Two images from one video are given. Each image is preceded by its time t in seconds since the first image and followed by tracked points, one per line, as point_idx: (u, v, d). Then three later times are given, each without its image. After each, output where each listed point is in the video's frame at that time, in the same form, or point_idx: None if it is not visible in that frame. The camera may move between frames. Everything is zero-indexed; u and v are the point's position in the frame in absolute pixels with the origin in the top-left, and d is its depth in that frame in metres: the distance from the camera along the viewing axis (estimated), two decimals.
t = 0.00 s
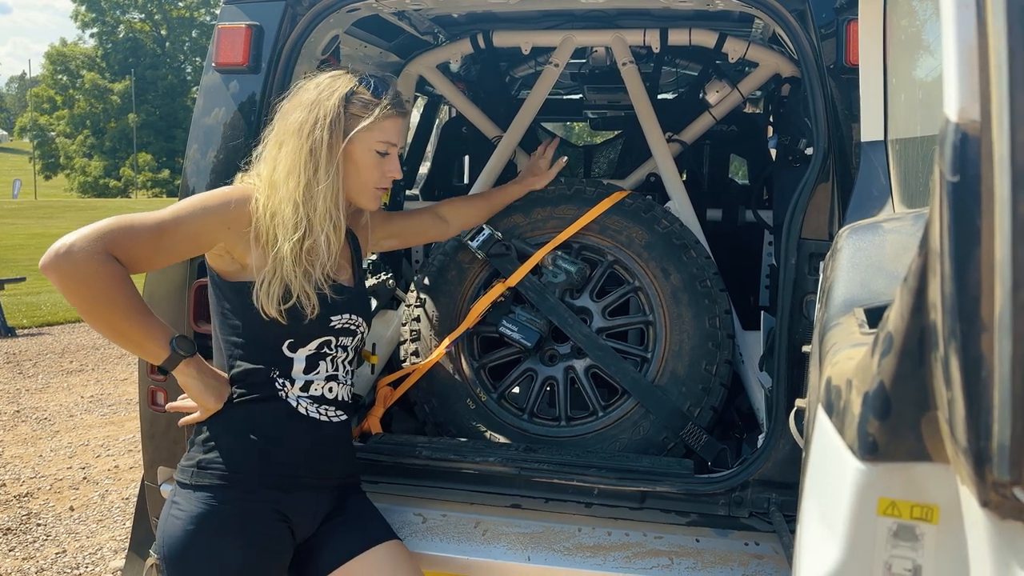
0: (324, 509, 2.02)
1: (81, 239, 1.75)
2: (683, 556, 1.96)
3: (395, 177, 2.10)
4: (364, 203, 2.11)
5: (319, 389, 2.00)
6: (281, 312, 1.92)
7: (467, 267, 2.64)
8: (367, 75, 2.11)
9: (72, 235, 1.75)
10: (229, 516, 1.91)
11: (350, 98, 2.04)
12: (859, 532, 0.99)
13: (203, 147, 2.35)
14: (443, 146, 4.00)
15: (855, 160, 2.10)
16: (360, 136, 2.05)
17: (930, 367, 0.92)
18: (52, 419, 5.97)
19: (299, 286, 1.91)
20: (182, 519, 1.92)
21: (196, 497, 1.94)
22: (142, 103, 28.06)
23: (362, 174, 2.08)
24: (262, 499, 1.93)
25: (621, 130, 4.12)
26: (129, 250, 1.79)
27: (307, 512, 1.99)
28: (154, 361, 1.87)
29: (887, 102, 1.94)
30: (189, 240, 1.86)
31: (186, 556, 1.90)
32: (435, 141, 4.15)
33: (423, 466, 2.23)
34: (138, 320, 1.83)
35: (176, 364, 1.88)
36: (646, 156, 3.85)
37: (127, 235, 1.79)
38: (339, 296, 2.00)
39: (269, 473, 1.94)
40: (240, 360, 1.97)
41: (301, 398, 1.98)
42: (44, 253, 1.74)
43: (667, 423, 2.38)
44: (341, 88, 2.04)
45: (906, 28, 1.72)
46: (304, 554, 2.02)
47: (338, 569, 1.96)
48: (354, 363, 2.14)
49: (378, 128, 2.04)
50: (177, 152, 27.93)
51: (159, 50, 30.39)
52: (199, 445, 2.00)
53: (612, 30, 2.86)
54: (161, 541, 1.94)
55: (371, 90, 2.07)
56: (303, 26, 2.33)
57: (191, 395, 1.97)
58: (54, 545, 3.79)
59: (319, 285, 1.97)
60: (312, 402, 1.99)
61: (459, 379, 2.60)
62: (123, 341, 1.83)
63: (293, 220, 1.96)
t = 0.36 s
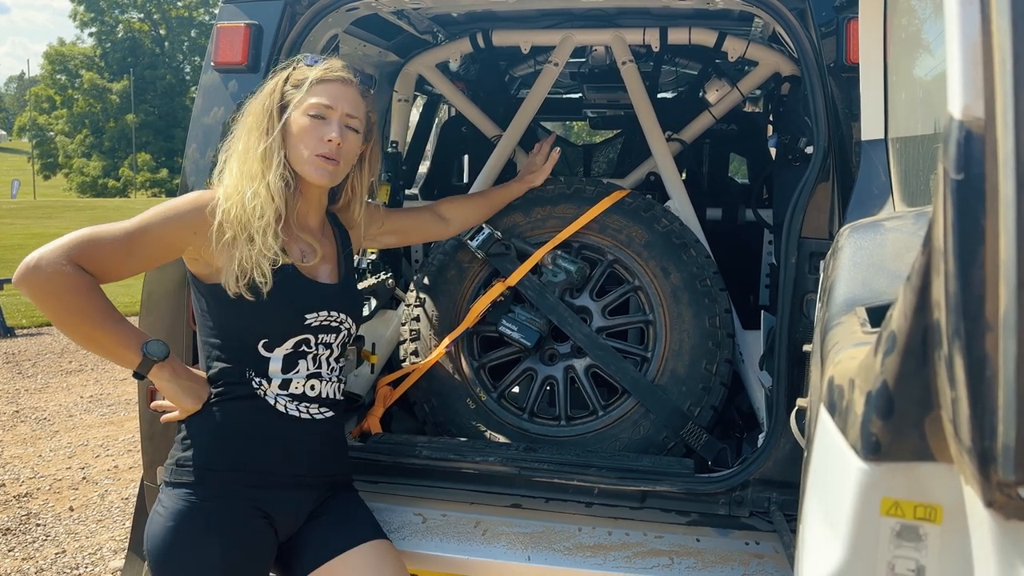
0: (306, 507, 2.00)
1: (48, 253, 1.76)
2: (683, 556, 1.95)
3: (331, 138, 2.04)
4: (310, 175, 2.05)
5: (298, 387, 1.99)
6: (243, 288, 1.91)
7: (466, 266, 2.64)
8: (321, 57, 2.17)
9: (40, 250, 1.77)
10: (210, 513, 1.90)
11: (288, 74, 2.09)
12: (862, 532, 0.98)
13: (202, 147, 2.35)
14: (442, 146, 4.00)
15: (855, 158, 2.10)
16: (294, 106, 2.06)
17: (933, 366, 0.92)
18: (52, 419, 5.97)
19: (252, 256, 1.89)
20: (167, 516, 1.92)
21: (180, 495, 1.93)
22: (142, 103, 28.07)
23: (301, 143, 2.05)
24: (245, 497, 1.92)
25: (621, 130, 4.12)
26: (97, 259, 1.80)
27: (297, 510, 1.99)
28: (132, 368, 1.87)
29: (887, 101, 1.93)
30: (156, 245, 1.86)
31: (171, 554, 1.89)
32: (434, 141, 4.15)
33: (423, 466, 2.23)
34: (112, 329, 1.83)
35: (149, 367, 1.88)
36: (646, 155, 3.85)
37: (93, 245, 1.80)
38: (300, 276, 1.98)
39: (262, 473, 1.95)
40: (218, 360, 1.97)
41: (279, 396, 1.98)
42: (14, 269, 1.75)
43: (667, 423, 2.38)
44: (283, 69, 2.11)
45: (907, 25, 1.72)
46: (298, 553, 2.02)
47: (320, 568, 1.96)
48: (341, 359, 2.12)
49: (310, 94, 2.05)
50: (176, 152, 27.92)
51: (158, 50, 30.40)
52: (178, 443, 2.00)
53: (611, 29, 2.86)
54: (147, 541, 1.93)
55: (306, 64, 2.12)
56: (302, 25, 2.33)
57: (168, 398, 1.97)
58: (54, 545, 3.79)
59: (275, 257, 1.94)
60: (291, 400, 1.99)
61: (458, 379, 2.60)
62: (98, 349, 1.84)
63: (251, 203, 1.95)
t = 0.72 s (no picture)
0: (314, 507, 2.00)
1: (46, 260, 1.75)
2: (686, 556, 1.95)
3: (320, 137, 2.03)
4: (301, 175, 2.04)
5: (303, 386, 1.99)
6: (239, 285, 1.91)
7: (467, 266, 2.63)
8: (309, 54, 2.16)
9: (38, 258, 1.76)
10: (214, 514, 1.89)
11: (276, 73, 2.08)
12: (871, 532, 0.98)
13: (202, 146, 2.34)
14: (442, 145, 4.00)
15: (857, 157, 2.09)
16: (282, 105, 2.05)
17: (943, 365, 0.91)
18: (52, 418, 5.96)
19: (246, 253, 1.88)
20: (169, 517, 1.91)
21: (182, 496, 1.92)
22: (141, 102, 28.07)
23: (291, 142, 2.04)
24: (248, 496, 1.91)
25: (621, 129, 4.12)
26: (96, 264, 1.79)
27: (303, 511, 1.98)
28: (135, 371, 1.86)
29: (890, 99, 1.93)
30: (155, 247, 1.85)
31: (174, 555, 1.88)
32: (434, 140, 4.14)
33: (424, 466, 2.23)
34: (113, 333, 1.82)
35: (155, 369, 1.86)
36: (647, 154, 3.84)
37: (92, 249, 1.79)
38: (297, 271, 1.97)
39: (266, 472, 1.94)
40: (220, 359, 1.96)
41: (284, 395, 1.97)
42: (13, 278, 1.74)
43: (669, 422, 2.37)
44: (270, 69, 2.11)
45: (909, 23, 1.71)
46: (303, 553, 2.01)
47: (329, 569, 1.95)
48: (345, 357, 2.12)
49: (296, 92, 2.04)
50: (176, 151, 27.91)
51: (157, 50, 30.39)
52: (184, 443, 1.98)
53: (612, 28, 2.85)
54: (151, 541, 1.92)
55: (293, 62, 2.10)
56: (302, 24, 2.33)
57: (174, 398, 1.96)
58: (54, 545, 3.78)
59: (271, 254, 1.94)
60: (296, 399, 1.98)
61: (459, 379, 2.59)
62: (101, 354, 1.82)
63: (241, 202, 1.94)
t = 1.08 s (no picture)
0: (325, 508, 2.01)
1: (60, 252, 1.72)
2: (688, 555, 1.94)
3: (333, 142, 2.03)
4: (313, 179, 2.04)
5: (313, 384, 1.99)
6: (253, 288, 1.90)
7: (468, 265, 2.62)
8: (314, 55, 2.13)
9: (49, 249, 1.72)
10: (225, 515, 1.89)
11: (282, 76, 2.06)
12: (880, 533, 0.97)
13: (202, 144, 2.33)
14: (442, 144, 4.00)
15: (860, 155, 2.08)
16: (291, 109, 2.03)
17: (954, 364, 0.90)
18: (52, 418, 5.95)
19: (260, 258, 1.88)
20: (178, 519, 1.90)
21: (191, 497, 1.92)
22: (140, 101, 28.06)
23: (302, 147, 2.04)
24: (257, 498, 1.91)
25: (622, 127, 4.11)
26: (109, 258, 1.76)
27: (311, 511, 1.98)
28: (142, 370, 1.84)
29: (893, 97, 1.92)
30: (168, 243, 1.83)
31: (183, 557, 1.87)
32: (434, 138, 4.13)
33: (425, 465, 2.22)
34: (123, 330, 1.79)
35: (162, 372, 1.85)
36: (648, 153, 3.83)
37: (106, 243, 1.76)
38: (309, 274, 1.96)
39: (270, 472, 1.93)
40: (229, 359, 1.95)
41: (294, 394, 1.96)
42: (24, 269, 1.70)
43: (670, 420, 2.36)
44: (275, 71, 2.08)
45: (913, 20, 1.70)
46: (313, 553, 2.01)
47: (344, 569, 1.95)
48: (349, 356, 2.11)
49: (306, 96, 2.02)
50: (175, 150, 27.89)
51: (156, 49, 30.37)
52: (194, 444, 1.97)
53: (613, 26, 2.83)
54: (157, 542, 1.91)
55: (300, 65, 2.08)
56: (303, 21, 2.32)
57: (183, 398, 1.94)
58: (54, 545, 3.77)
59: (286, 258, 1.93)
60: (306, 398, 1.98)
61: (460, 377, 2.58)
62: (108, 351, 1.79)
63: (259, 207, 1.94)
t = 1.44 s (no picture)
0: (330, 508, 1.99)
1: (73, 245, 1.71)
2: (689, 555, 1.92)
3: (358, 148, 2.04)
4: (337, 183, 2.04)
5: (321, 383, 1.98)
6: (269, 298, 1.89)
7: (469, 264, 2.62)
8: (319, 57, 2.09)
9: (62, 242, 1.71)
10: (232, 515, 1.88)
11: (291, 80, 2.01)
12: (887, 534, 0.96)
13: (201, 143, 2.32)
14: (442, 142, 3.99)
15: (861, 152, 2.08)
16: (308, 114, 2.00)
17: (963, 365, 0.89)
18: (52, 417, 5.94)
19: (283, 268, 1.87)
20: (185, 520, 1.90)
21: (197, 498, 1.91)
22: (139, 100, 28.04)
23: (322, 153, 2.02)
24: (264, 498, 1.90)
25: (622, 125, 4.10)
26: (122, 252, 1.74)
27: (319, 513, 1.97)
28: (153, 367, 1.83)
29: (894, 95, 1.91)
30: (182, 239, 1.81)
31: (191, 558, 1.87)
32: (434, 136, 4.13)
33: (426, 464, 2.22)
34: (134, 325, 1.78)
35: (177, 368, 1.84)
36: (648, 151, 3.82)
37: (119, 237, 1.74)
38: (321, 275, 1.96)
39: (272, 472, 1.91)
40: (239, 357, 1.94)
41: (304, 394, 1.96)
42: (37, 259, 1.69)
43: (672, 419, 2.35)
44: (280, 74, 2.02)
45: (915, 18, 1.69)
46: (316, 554, 2.00)
47: (351, 569, 1.95)
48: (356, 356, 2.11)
49: (327, 103, 1.99)
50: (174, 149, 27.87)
51: (155, 47, 30.35)
52: (201, 445, 1.96)
53: (613, 23, 2.82)
54: (164, 544, 1.91)
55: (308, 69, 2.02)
56: (302, 19, 2.31)
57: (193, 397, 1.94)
58: (53, 545, 3.76)
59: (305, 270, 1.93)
60: (315, 398, 1.97)
61: (461, 376, 2.57)
62: (120, 346, 1.79)
63: (280, 213, 1.92)
